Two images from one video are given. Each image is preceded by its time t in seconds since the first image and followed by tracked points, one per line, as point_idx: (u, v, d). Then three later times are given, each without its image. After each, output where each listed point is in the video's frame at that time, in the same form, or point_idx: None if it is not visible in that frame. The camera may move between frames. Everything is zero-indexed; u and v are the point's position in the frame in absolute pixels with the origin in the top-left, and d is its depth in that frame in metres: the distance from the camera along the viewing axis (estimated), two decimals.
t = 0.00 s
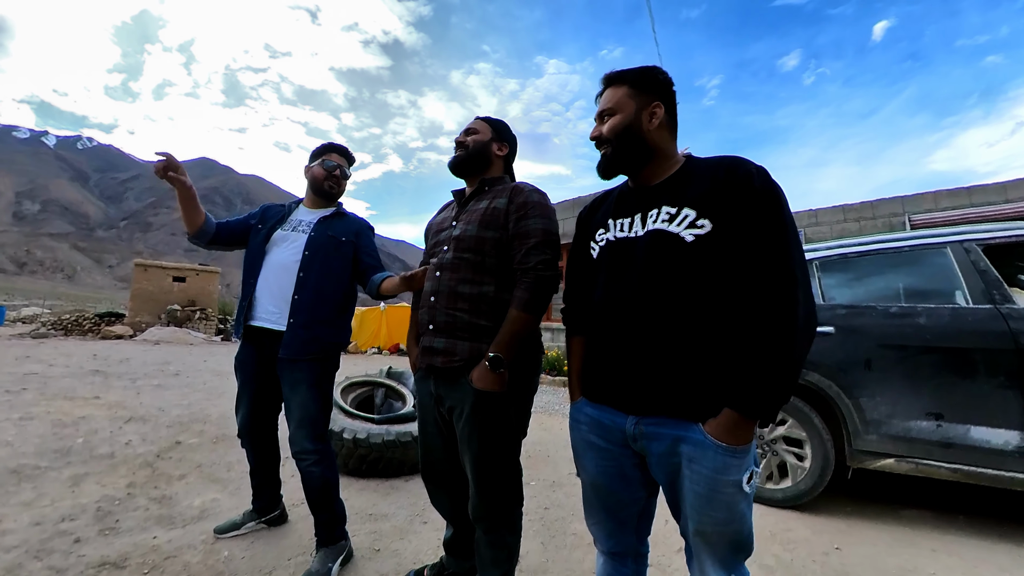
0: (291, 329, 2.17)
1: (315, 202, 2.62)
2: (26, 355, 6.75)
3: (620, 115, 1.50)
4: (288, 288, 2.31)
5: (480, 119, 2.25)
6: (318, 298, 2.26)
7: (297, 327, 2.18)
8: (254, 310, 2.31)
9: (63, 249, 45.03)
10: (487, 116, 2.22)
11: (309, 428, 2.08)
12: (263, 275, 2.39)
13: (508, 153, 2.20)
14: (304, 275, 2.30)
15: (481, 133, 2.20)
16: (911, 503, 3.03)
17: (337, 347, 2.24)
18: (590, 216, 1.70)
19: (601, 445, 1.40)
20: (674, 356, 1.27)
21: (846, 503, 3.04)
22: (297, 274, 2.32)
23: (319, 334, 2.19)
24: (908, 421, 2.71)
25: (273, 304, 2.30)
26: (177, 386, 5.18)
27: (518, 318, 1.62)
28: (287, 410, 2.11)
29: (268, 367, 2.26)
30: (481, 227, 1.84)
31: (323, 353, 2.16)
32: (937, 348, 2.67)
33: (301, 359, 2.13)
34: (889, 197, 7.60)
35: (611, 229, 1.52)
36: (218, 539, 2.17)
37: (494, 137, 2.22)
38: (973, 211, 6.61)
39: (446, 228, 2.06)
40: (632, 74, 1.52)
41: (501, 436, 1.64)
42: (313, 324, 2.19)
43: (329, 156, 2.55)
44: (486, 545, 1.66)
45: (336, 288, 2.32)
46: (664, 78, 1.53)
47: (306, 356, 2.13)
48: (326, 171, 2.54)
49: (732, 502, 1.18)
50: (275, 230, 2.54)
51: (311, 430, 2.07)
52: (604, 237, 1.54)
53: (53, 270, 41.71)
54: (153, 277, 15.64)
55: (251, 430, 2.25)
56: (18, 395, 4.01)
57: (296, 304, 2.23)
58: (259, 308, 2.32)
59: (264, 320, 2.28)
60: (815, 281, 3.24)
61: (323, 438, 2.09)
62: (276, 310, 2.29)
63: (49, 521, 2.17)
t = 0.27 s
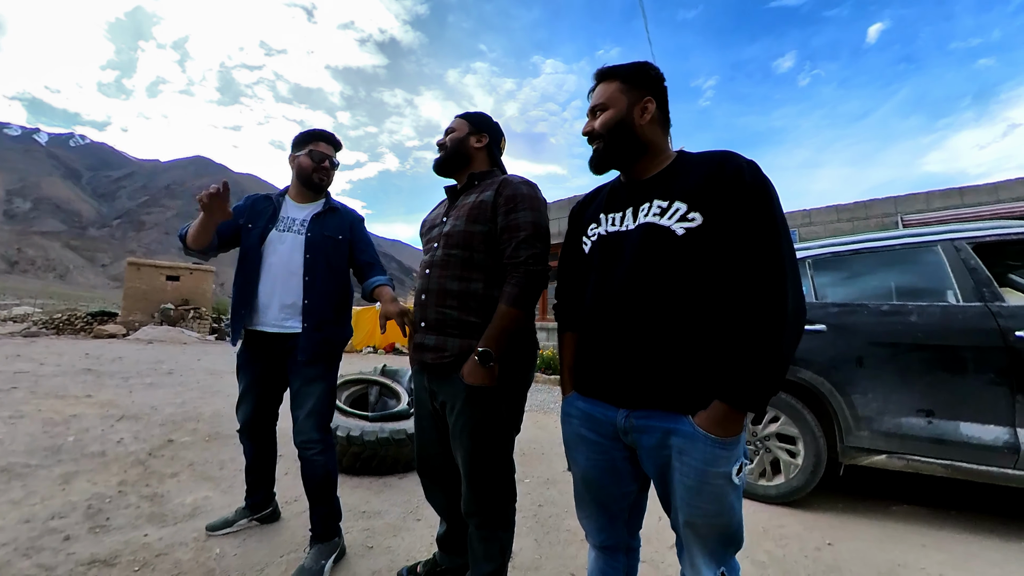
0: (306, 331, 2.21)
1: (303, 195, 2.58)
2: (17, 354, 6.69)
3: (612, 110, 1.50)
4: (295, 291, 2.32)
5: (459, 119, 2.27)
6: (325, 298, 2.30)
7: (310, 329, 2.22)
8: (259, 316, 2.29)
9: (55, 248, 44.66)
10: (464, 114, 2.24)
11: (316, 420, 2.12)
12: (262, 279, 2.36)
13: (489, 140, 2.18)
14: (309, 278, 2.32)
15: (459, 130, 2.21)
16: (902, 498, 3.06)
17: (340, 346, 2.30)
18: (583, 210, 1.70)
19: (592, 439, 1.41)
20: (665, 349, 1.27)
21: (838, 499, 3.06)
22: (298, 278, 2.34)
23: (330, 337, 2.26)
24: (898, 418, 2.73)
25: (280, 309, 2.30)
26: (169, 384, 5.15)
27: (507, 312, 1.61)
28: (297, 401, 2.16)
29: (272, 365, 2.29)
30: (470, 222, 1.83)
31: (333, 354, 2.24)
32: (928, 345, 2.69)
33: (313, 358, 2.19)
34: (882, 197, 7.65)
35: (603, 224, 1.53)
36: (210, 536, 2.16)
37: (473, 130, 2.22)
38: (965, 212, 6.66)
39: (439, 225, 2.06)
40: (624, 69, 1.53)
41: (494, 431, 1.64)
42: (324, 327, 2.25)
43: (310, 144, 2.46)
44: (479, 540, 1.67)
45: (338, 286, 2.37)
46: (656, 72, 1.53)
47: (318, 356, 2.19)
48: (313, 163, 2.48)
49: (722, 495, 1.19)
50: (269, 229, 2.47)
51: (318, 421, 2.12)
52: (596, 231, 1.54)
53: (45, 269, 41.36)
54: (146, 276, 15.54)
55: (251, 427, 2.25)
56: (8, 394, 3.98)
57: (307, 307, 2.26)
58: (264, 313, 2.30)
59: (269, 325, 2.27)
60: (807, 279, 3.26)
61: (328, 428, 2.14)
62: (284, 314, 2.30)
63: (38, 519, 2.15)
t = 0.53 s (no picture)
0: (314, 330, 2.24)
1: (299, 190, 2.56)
2: (7, 352, 6.63)
3: (607, 99, 1.50)
4: (299, 290, 2.32)
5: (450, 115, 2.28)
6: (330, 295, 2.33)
7: (319, 328, 2.25)
8: (265, 317, 2.26)
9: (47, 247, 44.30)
10: (454, 110, 2.24)
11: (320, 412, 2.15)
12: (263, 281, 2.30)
13: (479, 131, 2.17)
14: (313, 276, 2.31)
15: (451, 124, 2.21)
16: (894, 493, 3.07)
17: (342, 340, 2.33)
18: (577, 202, 1.69)
19: (585, 429, 1.40)
20: (658, 337, 1.27)
21: (831, 494, 3.08)
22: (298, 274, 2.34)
23: (336, 334, 2.30)
24: (891, 412, 2.75)
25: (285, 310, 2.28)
26: (162, 382, 5.11)
27: (496, 304, 1.60)
28: (303, 393, 2.17)
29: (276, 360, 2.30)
30: (460, 212, 1.82)
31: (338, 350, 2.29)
32: (920, 340, 2.71)
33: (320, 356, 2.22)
34: (876, 197, 7.69)
35: (597, 214, 1.52)
36: (202, 532, 2.14)
37: (463, 123, 2.21)
38: (956, 211, 6.71)
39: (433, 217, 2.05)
40: (619, 59, 1.53)
41: (485, 424, 1.64)
42: (330, 324, 2.29)
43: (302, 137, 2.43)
44: (470, 534, 1.66)
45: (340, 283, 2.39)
46: (650, 63, 1.53)
47: (326, 354, 2.23)
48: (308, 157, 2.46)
49: (715, 484, 1.19)
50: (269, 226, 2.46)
51: (323, 413, 2.16)
52: (590, 222, 1.54)
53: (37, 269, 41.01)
54: (139, 275, 15.43)
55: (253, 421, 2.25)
56: None
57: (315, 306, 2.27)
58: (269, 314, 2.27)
59: (275, 325, 2.26)
60: (801, 276, 3.27)
61: (331, 420, 2.18)
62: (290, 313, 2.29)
63: (27, 516, 2.13)
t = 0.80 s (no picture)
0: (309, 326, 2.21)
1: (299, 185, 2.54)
2: None
3: (605, 93, 1.50)
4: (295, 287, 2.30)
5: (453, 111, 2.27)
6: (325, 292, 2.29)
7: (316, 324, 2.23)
8: (263, 315, 2.25)
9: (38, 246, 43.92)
10: (459, 106, 2.24)
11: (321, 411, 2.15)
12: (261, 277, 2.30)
13: (481, 127, 2.15)
14: (308, 273, 2.28)
15: (452, 120, 2.20)
16: (889, 490, 3.09)
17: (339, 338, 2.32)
18: (575, 196, 1.69)
19: (583, 425, 1.40)
20: (657, 332, 1.27)
21: (826, 491, 3.09)
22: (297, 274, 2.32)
23: (335, 332, 2.29)
24: (886, 410, 2.76)
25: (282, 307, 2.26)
26: (155, 382, 5.07)
27: (490, 301, 1.59)
28: (301, 391, 2.17)
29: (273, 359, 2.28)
30: (457, 208, 1.81)
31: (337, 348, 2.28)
32: (914, 338, 2.72)
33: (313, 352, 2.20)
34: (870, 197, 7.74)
35: (596, 209, 1.52)
36: (196, 532, 2.13)
37: (464, 120, 2.20)
38: (949, 212, 6.76)
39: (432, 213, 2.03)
40: (617, 55, 1.53)
41: (482, 422, 1.63)
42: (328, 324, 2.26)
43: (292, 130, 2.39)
44: (466, 532, 1.65)
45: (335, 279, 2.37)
46: (648, 59, 1.54)
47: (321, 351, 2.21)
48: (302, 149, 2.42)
49: (714, 479, 1.18)
50: (262, 221, 2.43)
51: (322, 410, 2.14)
52: (588, 216, 1.54)
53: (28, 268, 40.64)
54: (132, 274, 15.33)
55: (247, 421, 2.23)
56: None
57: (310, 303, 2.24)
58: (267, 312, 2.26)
59: (275, 323, 2.25)
60: (797, 275, 3.28)
61: (330, 417, 2.17)
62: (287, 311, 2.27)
63: (18, 516, 2.11)
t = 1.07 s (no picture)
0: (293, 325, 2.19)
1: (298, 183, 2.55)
2: None
3: (607, 105, 1.52)
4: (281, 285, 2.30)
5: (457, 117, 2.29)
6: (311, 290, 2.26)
7: (301, 323, 2.19)
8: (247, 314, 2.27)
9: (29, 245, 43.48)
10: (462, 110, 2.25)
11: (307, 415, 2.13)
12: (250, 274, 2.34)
13: (484, 133, 2.16)
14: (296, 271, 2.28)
15: (457, 125, 2.22)
16: (882, 489, 3.13)
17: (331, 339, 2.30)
18: (577, 203, 1.71)
19: (586, 429, 1.42)
20: (658, 338, 1.29)
21: (822, 490, 3.13)
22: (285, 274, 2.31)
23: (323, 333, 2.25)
24: (879, 411, 2.80)
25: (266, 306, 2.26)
26: (152, 383, 5.05)
27: (499, 308, 1.60)
28: (293, 397, 2.16)
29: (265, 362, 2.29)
30: (465, 215, 1.83)
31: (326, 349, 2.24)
32: (907, 340, 2.76)
33: (302, 353, 2.18)
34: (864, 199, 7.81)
35: (598, 216, 1.54)
36: (198, 534, 2.13)
37: (470, 126, 2.22)
38: (942, 214, 6.84)
39: (438, 218, 2.05)
40: (619, 67, 1.56)
41: (487, 424, 1.65)
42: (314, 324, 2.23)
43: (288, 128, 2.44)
44: (472, 533, 1.67)
45: (324, 279, 2.35)
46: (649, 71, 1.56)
47: (307, 351, 2.18)
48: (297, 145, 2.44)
49: (714, 481, 1.21)
50: (253, 221, 2.44)
51: (316, 415, 2.12)
52: (590, 223, 1.55)
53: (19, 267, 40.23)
54: (126, 273, 15.22)
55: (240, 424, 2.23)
56: None
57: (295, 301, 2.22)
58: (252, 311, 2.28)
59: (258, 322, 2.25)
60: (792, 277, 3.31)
61: (323, 422, 2.15)
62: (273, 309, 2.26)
63: (18, 520, 2.10)
